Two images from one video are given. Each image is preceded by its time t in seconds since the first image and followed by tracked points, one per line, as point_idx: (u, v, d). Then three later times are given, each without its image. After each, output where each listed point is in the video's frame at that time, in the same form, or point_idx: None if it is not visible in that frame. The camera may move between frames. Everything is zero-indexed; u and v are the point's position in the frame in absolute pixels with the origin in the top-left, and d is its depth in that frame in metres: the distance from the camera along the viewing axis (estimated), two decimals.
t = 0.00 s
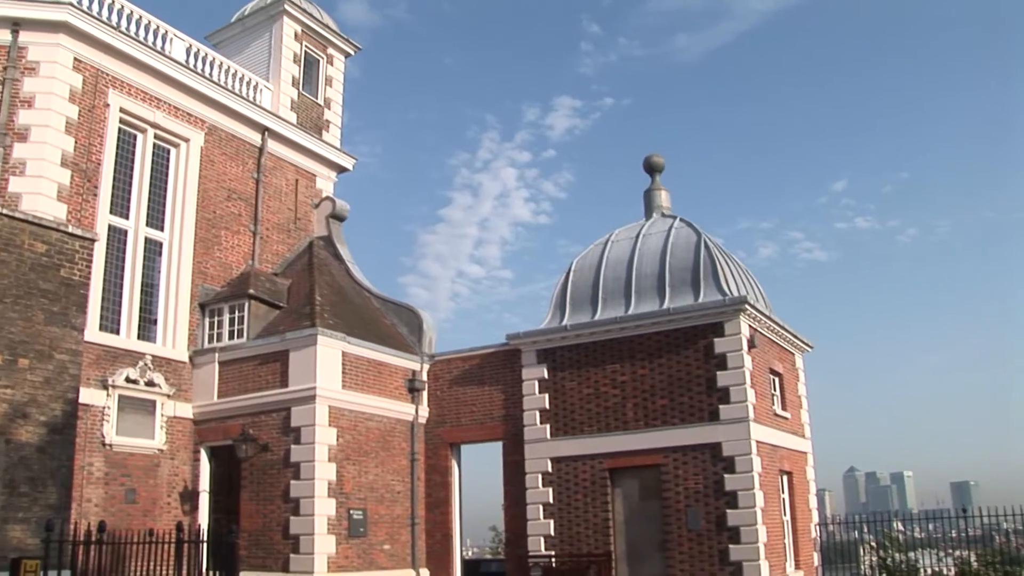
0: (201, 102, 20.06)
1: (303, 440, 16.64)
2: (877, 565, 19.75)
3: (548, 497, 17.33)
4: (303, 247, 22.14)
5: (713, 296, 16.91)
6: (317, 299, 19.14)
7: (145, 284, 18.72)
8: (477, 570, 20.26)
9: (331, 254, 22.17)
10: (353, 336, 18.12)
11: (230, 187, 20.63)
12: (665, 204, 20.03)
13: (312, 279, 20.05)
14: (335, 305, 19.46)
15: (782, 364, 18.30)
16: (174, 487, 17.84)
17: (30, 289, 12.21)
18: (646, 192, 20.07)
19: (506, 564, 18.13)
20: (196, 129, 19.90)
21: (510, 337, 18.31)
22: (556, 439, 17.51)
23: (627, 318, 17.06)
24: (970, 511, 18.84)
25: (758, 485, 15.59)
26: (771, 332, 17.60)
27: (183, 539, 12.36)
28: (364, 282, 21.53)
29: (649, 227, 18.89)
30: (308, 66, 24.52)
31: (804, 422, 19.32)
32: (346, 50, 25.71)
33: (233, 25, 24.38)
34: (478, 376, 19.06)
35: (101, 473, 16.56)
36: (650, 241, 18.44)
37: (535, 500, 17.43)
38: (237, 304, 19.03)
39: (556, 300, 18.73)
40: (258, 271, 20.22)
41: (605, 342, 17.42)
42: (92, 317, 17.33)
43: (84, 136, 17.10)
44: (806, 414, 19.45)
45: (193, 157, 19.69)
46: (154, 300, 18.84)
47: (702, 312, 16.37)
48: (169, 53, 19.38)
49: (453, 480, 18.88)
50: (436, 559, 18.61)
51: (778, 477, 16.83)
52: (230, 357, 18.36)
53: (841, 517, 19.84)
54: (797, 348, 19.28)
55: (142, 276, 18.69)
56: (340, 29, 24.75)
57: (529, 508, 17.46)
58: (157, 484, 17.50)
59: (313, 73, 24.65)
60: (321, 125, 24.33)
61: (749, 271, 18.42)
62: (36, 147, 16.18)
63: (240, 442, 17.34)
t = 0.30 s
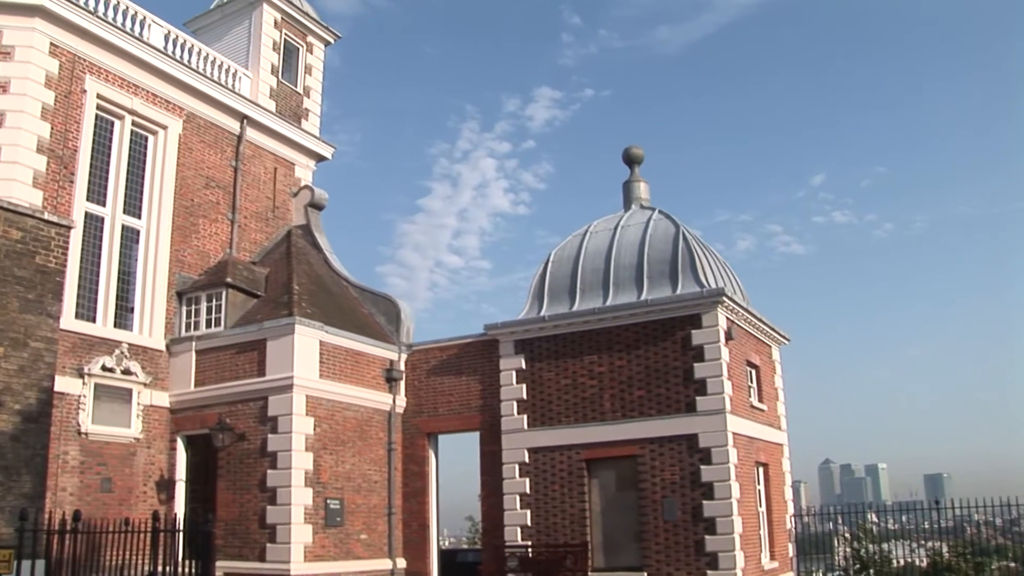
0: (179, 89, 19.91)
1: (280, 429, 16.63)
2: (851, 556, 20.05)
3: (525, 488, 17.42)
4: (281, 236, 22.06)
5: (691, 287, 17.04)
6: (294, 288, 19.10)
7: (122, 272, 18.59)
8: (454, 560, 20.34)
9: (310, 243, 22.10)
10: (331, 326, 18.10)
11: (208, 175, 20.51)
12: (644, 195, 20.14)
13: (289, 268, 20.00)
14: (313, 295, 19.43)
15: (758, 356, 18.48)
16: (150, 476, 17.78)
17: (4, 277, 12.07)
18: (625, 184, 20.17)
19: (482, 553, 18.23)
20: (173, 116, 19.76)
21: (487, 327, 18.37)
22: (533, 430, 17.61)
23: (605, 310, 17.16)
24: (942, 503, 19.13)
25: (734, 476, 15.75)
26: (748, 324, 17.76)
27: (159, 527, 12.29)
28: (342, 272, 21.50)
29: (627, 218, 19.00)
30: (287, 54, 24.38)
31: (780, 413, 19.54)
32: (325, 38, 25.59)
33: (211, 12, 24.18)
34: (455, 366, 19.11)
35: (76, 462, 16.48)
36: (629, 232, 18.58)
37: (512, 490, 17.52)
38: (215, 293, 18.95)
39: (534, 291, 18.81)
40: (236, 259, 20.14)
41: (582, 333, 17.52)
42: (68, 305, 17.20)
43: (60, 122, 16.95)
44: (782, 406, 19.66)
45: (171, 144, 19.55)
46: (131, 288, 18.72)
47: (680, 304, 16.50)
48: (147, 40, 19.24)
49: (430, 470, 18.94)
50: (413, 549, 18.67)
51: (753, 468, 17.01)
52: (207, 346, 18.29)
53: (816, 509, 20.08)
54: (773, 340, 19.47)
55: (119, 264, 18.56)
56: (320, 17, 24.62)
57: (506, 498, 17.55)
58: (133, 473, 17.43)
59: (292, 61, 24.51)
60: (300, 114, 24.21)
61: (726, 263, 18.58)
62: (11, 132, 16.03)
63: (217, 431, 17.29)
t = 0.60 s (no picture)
0: (158, 77, 19.77)
1: (257, 419, 16.61)
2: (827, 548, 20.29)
3: (503, 478, 17.51)
4: (260, 225, 21.97)
5: (670, 279, 17.16)
6: (273, 278, 19.05)
7: (99, 260, 18.47)
8: (431, 550, 20.41)
9: (289, 233, 22.04)
10: (310, 316, 18.08)
11: (186, 163, 20.39)
12: (624, 187, 20.24)
13: (268, 257, 19.94)
14: (291, 284, 19.39)
15: (737, 348, 18.66)
16: (127, 465, 17.71)
17: None
18: (605, 175, 20.26)
19: (460, 544, 18.31)
20: (152, 104, 19.62)
21: (466, 317, 18.42)
22: (511, 421, 17.69)
23: (584, 301, 17.25)
24: (917, 495, 19.43)
25: (711, 467, 15.91)
26: (727, 317, 17.92)
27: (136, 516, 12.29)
28: (321, 261, 21.45)
29: (607, 210, 19.10)
30: (267, 43, 24.24)
31: (758, 406, 19.73)
32: (306, 27, 25.46)
33: None
34: (434, 356, 19.15)
35: (52, 451, 16.39)
36: (608, 224, 18.69)
37: (489, 481, 17.60)
38: (193, 282, 18.87)
39: (514, 282, 18.87)
40: (215, 248, 20.05)
41: (561, 324, 17.60)
42: (44, 293, 17.07)
43: (37, 109, 16.82)
44: (759, 399, 19.86)
45: (149, 132, 19.42)
46: (108, 276, 18.60)
47: (659, 296, 16.60)
48: (125, 26, 19.09)
49: (408, 460, 18.99)
50: (391, 539, 18.72)
51: (731, 460, 17.19)
52: (185, 335, 18.20)
53: (792, 501, 20.33)
54: (752, 332, 19.67)
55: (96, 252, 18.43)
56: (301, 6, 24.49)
57: (484, 489, 17.63)
58: (110, 463, 17.35)
59: (272, 50, 24.37)
60: (280, 103, 24.09)
61: (705, 255, 18.72)
62: None
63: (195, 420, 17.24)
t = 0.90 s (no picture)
0: (138, 64, 19.64)
1: (238, 408, 16.59)
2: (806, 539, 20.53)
3: (483, 469, 17.59)
4: (241, 215, 21.88)
5: (651, 271, 17.26)
6: (254, 267, 19.01)
7: (79, 248, 18.36)
8: (411, 540, 20.49)
9: (270, 222, 21.97)
10: (290, 305, 18.06)
11: (167, 152, 20.27)
12: (606, 178, 20.32)
13: (249, 247, 19.89)
14: (272, 274, 19.35)
15: (717, 340, 18.81)
16: (106, 455, 17.65)
17: None
18: (587, 167, 20.33)
19: (440, 534, 18.39)
20: (132, 91, 19.48)
21: (447, 308, 18.46)
22: (491, 412, 17.77)
23: (565, 292, 17.33)
24: (895, 487, 19.72)
25: (691, 459, 16.06)
26: (707, 309, 18.06)
27: (115, 506, 12.25)
28: (303, 251, 21.41)
29: (589, 202, 19.19)
30: (249, 31, 24.11)
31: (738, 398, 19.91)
32: (288, 15, 25.33)
33: None
34: (415, 346, 19.18)
35: (31, 441, 16.31)
36: (590, 215, 18.77)
37: (470, 471, 17.68)
38: (173, 271, 18.80)
39: (495, 272, 18.92)
40: (195, 237, 19.96)
41: (542, 315, 17.68)
42: (23, 282, 16.96)
43: (15, 95, 16.72)
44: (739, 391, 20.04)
45: (129, 120, 19.29)
46: (88, 265, 18.49)
47: (640, 288, 16.70)
48: (105, 13, 18.97)
49: (389, 451, 19.03)
50: (371, 529, 18.78)
51: (710, 451, 17.34)
52: (165, 324, 18.13)
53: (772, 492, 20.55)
54: (733, 325, 19.84)
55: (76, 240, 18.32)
56: None
57: (464, 479, 17.71)
58: (89, 453, 17.29)
59: (254, 38, 24.25)
60: (262, 92, 23.98)
61: (686, 248, 18.84)
62: None
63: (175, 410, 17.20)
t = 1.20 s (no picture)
0: (120, 50, 19.49)
1: (220, 397, 16.57)
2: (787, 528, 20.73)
3: (466, 458, 17.66)
4: (224, 202, 21.79)
5: (634, 261, 17.34)
6: (236, 255, 18.96)
7: (61, 235, 18.24)
8: (394, 529, 20.56)
9: (253, 210, 21.89)
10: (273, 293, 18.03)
11: (150, 138, 20.15)
12: (590, 168, 20.37)
13: (232, 234, 19.82)
14: (255, 261, 19.30)
15: (700, 331, 18.95)
16: (87, 443, 17.58)
17: None
18: (571, 157, 20.37)
19: (422, 522, 18.47)
20: (115, 77, 19.34)
21: (431, 296, 18.48)
22: (474, 401, 17.82)
23: (548, 282, 17.39)
24: (875, 477, 19.96)
25: (673, 449, 16.18)
26: (690, 299, 18.17)
27: (96, 496, 12.29)
28: (286, 239, 21.36)
29: (573, 191, 19.24)
30: (233, 18, 23.95)
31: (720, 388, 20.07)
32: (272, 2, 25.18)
33: None
34: (398, 335, 19.20)
35: (11, 429, 16.23)
36: (574, 205, 18.82)
37: (452, 460, 17.75)
38: (155, 259, 18.72)
39: (478, 261, 18.96)
40: (178, 224, 19.88)
41: (525, 305, 17.73)
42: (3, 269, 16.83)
43: None
44: (721, 381, 20.20)
45: (111, 106, 19.15)
46: (69, 252, 18.38)
47: (623, 278, 16.79)
48: None
49: (371, 439, 19.07)
50: (353, 517, 18.83)
51: (692, 441, 17.48)
52: (147, 312, 18.05)
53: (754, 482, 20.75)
54: (715, 315, 19.99)
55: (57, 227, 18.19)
56: None
57: (446, 468, 17.78)
58: (70, 441, 17.22)
59: (238, 25, 24.10)
60: (245, 79, 23.85)
61: (669, 238, 18.93)
62: None
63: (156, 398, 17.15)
